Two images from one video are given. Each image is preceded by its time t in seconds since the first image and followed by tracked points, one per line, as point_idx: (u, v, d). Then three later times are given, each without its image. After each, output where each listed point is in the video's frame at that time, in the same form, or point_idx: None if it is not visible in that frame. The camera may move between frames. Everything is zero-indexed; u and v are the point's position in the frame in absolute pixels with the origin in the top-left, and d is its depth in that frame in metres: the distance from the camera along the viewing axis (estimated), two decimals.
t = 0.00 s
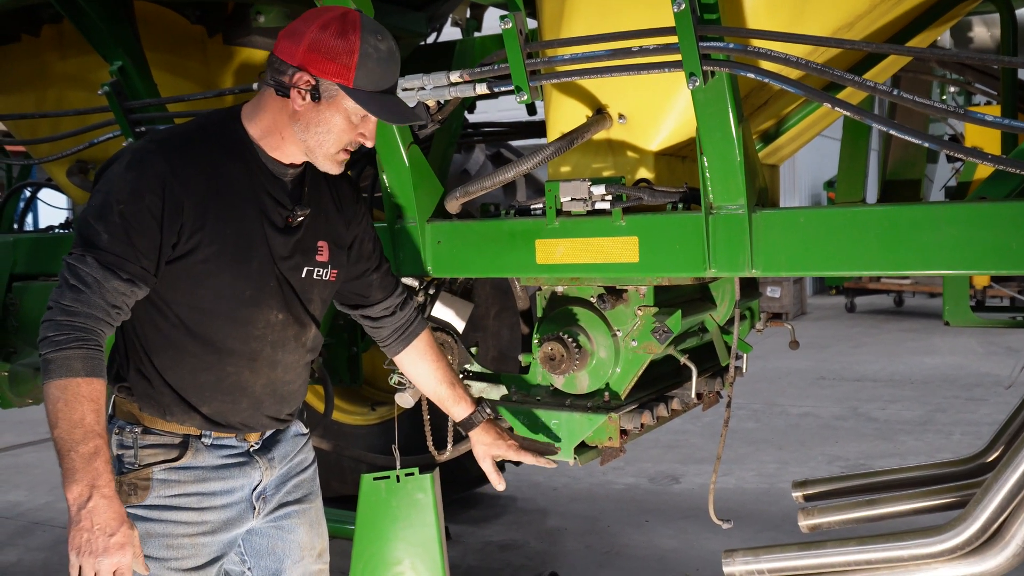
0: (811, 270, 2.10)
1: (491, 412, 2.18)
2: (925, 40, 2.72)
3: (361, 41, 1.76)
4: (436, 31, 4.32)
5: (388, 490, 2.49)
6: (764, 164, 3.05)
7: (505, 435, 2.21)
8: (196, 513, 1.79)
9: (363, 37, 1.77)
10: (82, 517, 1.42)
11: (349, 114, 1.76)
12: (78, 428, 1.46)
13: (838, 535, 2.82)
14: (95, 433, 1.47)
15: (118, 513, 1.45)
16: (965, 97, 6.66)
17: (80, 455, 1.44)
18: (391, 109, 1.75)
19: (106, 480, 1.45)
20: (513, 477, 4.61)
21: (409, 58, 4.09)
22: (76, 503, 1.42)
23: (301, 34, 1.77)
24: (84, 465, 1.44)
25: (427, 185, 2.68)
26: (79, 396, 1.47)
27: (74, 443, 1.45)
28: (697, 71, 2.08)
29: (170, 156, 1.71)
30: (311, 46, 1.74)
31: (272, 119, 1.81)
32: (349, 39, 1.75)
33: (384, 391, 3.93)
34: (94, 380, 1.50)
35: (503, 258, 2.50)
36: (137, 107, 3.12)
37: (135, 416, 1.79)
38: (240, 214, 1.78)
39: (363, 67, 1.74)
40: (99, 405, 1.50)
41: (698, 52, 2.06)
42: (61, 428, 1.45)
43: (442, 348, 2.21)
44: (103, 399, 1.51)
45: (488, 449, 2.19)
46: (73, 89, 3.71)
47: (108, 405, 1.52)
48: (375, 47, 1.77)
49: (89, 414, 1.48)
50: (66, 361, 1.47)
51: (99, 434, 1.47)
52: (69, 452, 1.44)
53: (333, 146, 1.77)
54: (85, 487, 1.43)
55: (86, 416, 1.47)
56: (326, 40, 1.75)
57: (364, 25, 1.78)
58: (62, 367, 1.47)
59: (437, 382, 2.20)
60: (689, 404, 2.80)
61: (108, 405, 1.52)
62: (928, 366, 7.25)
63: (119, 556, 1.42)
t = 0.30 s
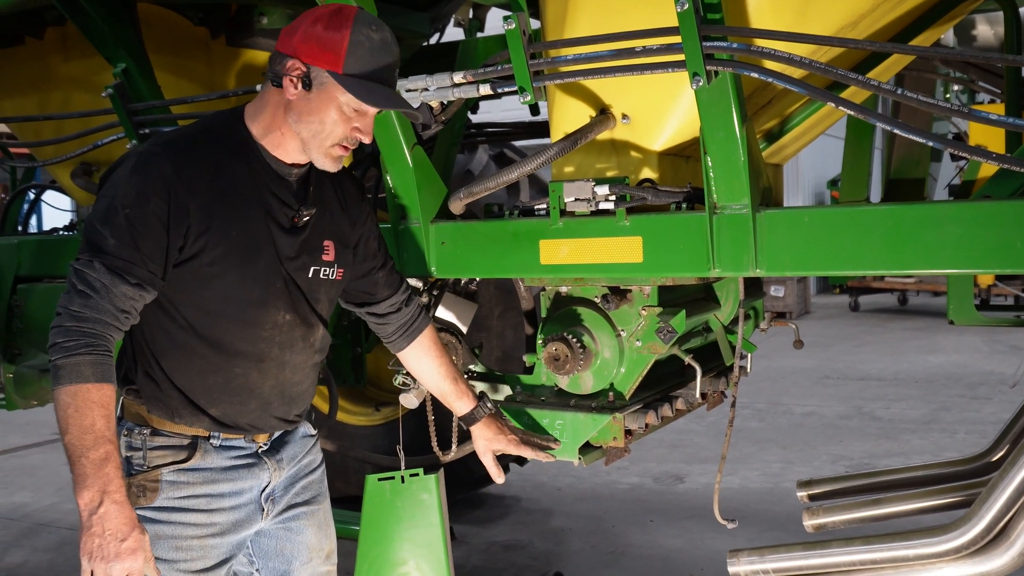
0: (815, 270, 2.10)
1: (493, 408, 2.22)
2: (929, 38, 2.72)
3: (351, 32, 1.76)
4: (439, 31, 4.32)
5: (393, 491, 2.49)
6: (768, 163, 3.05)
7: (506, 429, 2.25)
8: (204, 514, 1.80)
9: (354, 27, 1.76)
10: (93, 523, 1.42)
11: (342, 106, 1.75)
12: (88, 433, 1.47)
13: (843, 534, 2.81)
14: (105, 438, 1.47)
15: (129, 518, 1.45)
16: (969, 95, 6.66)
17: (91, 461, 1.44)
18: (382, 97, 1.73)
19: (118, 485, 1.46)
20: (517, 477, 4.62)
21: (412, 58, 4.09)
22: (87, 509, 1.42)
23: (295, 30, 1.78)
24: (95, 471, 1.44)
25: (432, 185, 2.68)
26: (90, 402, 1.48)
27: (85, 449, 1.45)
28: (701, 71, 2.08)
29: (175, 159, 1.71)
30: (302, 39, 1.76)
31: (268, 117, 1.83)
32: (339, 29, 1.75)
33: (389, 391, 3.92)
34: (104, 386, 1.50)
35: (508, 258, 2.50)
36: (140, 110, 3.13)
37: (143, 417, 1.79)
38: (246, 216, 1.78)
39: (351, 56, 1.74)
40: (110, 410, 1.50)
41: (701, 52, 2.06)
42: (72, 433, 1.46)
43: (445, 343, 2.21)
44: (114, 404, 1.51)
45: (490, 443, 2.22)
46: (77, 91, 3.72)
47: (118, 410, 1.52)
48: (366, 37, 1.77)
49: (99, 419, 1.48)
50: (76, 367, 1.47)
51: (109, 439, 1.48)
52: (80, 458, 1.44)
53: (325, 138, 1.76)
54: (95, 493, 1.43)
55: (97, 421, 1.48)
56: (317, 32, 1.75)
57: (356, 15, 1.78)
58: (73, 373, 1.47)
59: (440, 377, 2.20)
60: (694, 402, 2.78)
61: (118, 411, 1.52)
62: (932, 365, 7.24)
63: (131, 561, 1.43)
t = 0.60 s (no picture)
0: (820, 270, 2.10)
1: (498, 409, 2.22)
2: (934, 37, 2.71)
3: (330, 19, 1.79)
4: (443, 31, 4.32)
5: (398, 491, 2.50)
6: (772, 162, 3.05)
7: (511, 430, 2.26)
8: (206, 515, 1.80)
9: (335, 15, 1.80)
10: (95, 515, 1.42)
11: (316, 92, 1.78)
12: (88, 425, 1.47)
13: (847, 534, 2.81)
14: (105, 431, 1.48)
15: (132, 509, 1.45)
16: (973, 94, 6.65)
17: (92, 452, 1.45)
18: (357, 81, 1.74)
19: (119, 477, 1.46)
20: (522, 477, 4.62)
21: (416, 59, 4.09)
22: (88, 501, 1.42)
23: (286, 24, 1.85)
24: (95, 463, 1.45)
25: (436, 186, 2.69)
26: (88, 395, 1.48)
27: (86, 441, 1.45)
28: (704, 70, 2.09)
29: (175, 155, 1.72)
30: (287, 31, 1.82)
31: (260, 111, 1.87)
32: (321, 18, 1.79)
33: (393, 392, 3.92)
34: (103, 378, 1.51)
35: (512, 258, 2.50)
36: (145, 112, 3.13)
37: (144, 417, 1.80)
38: (245, 213, 1.78)
39: (327, 41, 1.77)
40: (109, 403, 1.51)
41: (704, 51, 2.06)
42: (72, 426, 1.46)
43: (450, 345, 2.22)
44: (113, 396, 1.52)
45: (495, 443, 2.24)
46: (83, 93, 3.73)
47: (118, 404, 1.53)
48: (347, 24, 1.79)
49: (99, 412, 1.49)
50: (74, 360, 1.48)
51: (109, 431, 1.48)
52: (81, 450, 1.45)
53: (300, 124, 1.78)
54: (97, 485, 1.43)
55: (97, 413, 1.48)
56: (300, 22, 1.81)
57: (341, 5, 1.82)
58: (70, 367, 1.48)
59: (445, 378, 2.20)
60: (698, 404, 2.75)
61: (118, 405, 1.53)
62: (937, 364, 7.23)
63: (134, 553, 1.42)
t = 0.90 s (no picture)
0: (822, 271, 2.09)
1: (503, 408, 2.23)
2: (935, 37, 2.71)
3: (339, 34, 1.79)
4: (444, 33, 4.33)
5: (400, 492, 2.50)
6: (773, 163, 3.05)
7: (515, 429, 2.27)
8: (193, 520, 1.80)
9: (344, 29, 1.79)
10: (68, 521, 1.43)
11: (323, 109, 1.77)
12: (66, 430, 1.47)
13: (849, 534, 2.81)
14: (83, 436, 1.48)
15: (106, 517, 1.45)
16: (975, 94, 6.65)
17: (69, 457, 1.45)
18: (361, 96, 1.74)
19: (95, 484, 1.46)
20: (524, 478, 4.62)
21: (417, 60, 4.09)
22: (63, 507, 1.43)
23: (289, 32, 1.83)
24: (71, 469, 1.45)
25: (438, 188, 2.69)
26: (68, 400, 1.49)
27: (63, 446, 1.45)
28: (705, 72, 2.10)
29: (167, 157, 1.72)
30: (292, 41, 1.80)
31: (258, 117, 1.86)
32: (330, 32, 1.79)
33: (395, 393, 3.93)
34: (84, 383, 1.51)
35: (513, 260, 2.50)
36: (146, 113, 3.14)
37: (132, 421, 1.80)
38: (238, 217, 1.78)
39: (336, 58, 1.77)
40: (89, 409, 1.51)
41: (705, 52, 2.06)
42: (51, 430, 1.46)
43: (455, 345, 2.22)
44: (92, 401, 1.52)
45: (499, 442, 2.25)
46: (84, 96, 3.75)
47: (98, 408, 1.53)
48: (355, 39, 1.80)
49: (78, 417, 1.49)
50: (55, 364, 1.49)
51: (87, 437, 1.48)
52: (58, 455, 1.45)
53: (304, 138, 1.77)
54: (71, 491, 1.43)
55: (76, 418, 1.49)
56: (307, 34, 1.80)
57: (349, 18, 1.81)
58: (53, 370, 1.49)
59: (449, 378, 2.21)
60: (699, 404, 2.78)
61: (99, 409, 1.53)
62: (939, 364, 7.22)
63: (105, 561, 1.43)
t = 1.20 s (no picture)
0: (826, 272, 2.09)
1: (447, 424, 2.01)
2: (937, 37, 2.71)
3: (298, 19, 1.67)
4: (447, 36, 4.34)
5: (405, 495, 2.49)
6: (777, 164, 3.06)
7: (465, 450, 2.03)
8: (157, 545, 1.69)
9: (303, 14, 1.68)
10: (14, 555, 1.36)
11: (289, 104, 1.66)
12: (9, 457, 1.41)
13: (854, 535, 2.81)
14: (27, 463, 1.41)
15: (55, 548, 1.38)
16: (978, 95, 6.66)
17: (12, 487, 1.38)
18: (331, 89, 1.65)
19: (41, 514, 1.38)
20: (528, 480, 4.62)
21: (421, 63, 4.10)
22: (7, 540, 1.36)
23: (240, 18, 1.69)
24: (15, 498, 1.38)
25: (441, 190, 2.70)
26: (12, 424, 1.43)
27: (6, 475, 1.39)
28: (709, 74, 2.08)
29: (109, 163, 1.63)
30: (246, 29, 1.67)
31: (215, 115, 1.73)
32: (288, 17, 1.67)
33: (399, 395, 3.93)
34: (27, 407, 1.45)
35: (516, 262, 2.51)
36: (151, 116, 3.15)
37: (94, 441, 1.72)
38: (190, 222, 1.69)
39: (297, 45, 1.66)
40: (34, 434, 1.44)
41: (709, 54, 2.06)
42: None
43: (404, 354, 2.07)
44: (39, 425, 1.46)
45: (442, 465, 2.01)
46: (86, 99, 3.76)
47: (47, 432, 1.47)
48: (315, 23, 1.69)
49: (21, 442, 1.42)
50: None
51: (32, 464, 1.41)
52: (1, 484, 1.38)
53: (272, 136, 1.66)
54: (14, 522, 1.36)
55: (19, 445, 1.42)
56: (263, 20, 1.67)
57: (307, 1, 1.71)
58: None
59: (393, 389, 2.05)
60: (704, 405, 2.81)
61: (47, 433, 1.47)
62: (943, 365, 7.22)
63: None
